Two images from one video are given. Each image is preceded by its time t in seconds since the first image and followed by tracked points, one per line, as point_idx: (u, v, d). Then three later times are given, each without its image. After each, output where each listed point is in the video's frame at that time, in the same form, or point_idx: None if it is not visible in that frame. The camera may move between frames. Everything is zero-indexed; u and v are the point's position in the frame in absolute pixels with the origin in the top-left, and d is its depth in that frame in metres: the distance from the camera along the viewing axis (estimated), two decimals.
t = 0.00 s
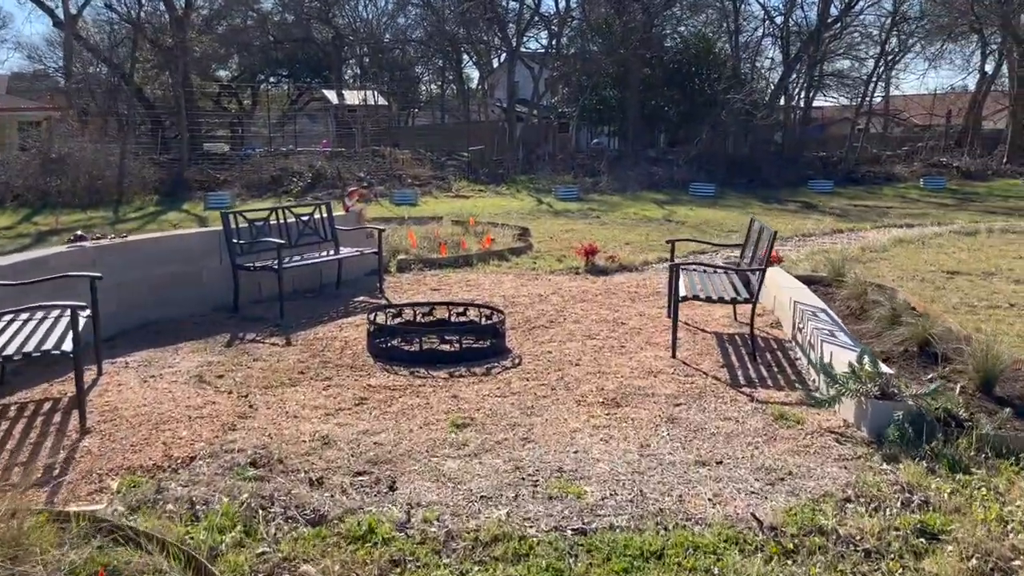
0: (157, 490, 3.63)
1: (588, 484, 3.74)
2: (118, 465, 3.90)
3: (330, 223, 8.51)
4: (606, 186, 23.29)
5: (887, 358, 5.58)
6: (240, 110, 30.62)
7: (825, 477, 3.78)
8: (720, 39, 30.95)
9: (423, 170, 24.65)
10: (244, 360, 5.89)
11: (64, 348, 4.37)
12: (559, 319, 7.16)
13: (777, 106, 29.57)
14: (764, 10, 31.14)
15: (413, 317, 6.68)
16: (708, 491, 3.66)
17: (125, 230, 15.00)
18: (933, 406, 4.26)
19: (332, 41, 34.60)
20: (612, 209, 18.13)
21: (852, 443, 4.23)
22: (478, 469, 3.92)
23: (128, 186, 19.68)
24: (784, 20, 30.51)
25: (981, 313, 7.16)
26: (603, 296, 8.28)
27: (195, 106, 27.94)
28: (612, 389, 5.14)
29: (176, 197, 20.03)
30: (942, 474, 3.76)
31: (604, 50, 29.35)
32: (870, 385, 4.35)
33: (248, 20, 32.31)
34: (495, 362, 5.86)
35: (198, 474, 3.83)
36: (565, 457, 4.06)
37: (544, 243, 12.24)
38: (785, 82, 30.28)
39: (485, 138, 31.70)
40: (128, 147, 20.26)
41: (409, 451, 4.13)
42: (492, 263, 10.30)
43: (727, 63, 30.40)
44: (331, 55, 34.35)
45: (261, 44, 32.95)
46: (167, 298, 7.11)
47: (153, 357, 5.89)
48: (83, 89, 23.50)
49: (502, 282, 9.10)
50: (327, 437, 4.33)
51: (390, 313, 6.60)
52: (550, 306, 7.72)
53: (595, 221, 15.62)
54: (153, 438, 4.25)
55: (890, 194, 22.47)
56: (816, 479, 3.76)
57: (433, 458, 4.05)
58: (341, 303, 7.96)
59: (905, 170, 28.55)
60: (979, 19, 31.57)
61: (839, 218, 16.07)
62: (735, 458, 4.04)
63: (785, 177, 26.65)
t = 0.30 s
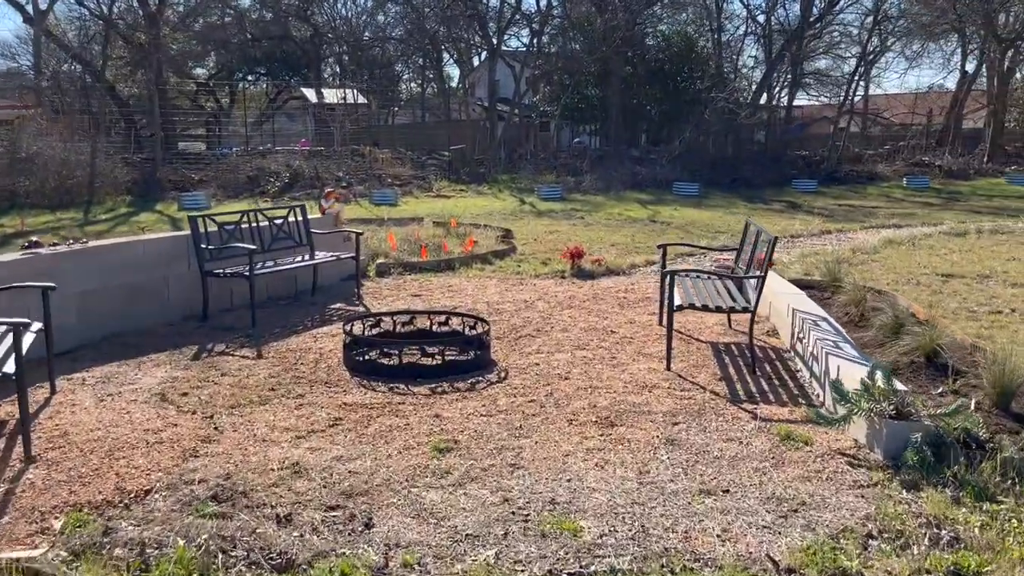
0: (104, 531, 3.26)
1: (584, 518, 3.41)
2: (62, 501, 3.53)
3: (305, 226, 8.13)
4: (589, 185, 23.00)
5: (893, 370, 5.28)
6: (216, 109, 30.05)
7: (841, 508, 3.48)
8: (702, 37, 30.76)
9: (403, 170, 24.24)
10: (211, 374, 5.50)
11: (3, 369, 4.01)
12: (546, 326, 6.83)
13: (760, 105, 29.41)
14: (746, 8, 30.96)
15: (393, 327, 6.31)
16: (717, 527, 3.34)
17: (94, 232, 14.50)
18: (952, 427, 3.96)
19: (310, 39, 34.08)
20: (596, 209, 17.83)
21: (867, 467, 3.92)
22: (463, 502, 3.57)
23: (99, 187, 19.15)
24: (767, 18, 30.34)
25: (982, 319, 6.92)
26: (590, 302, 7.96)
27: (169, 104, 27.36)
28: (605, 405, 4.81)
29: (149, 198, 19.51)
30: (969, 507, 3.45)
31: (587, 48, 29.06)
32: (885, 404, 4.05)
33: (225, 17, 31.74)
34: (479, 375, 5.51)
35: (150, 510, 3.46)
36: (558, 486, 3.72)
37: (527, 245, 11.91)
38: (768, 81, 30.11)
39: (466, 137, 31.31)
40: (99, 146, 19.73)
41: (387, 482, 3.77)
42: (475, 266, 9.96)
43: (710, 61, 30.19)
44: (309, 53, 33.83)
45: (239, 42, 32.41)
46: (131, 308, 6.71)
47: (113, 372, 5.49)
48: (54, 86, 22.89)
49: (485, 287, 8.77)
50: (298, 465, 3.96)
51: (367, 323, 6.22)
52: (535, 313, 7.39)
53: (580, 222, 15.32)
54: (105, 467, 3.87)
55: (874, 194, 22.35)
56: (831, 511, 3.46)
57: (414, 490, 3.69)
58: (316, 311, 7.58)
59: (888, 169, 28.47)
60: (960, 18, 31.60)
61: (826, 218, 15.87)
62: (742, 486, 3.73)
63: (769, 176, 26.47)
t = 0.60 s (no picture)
0: None
1: (593, 559, 3.06)
2: (8, 544, 3.16)
3: (285, 229, 7.75)
4: (578, 185, 22.67)
5: (911, 383, 4.97)
6: (198, 107, 29.54)
7: (875, 545, 3.15)
8: (690, 36, 30.50)
9: (388, 169, 23.86)
10: (183, 391, 5.12)
11: None
12: (540, 335, 6.49)
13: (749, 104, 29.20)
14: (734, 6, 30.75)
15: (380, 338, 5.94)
16: (741, 568, 3.01)
17: (68, 234, 14.03)
18: (988, 451, 3.65)
19: (294, 37, 33.58)
20: (586, 209, 17.52)
21: (897, 495, 3.61)
22: (459, 539, 3.22)
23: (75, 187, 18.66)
24: (755, 16, 30.13)
25: (995, 325, 6.62)
26: (584, 307, 7.63)
27: (149, 102, 26.83)
28: (608, 424, 4.47)
29: (127, 199, 19.04)
30: (1015, 544, 3.14)
31: (574, 46, 28.75)
32: (914, 425, 3.73)
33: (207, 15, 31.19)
34: (472, 389, 5.15)
35: (107, 553, 3.09)
36: (563, 521, 3.37)
37: (517, 248, 11.56)
38: (757, 80, 29.91)
39: (452, 136, 30.94)
40: (75, 145, 19.23)
41: (374, 517, 3.41)
42: (464, 270, 9.59)
43: (699, 59, 29.95)
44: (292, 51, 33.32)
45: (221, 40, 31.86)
46: (100, 316, 6.32)
47: (77, 390, 5.09)
48: (29, 85, 22.33)
49: (475, 292, 8.41)
50: (275, 497, 3.60)
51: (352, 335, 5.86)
52: (528, 320, 7.05)
53: (570, 222, 14.99)
54: (60, 502, 3.50)
55: (865, 193, 22.16)
56: (865, 549, 3.13)
57: (403, 525, 3.34)
58: (297, 319, 7.20)
59: (877, 168, 28.34)
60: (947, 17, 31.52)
61: (819, 218, 15.61)
62: (764, 518, 3.40)
63: (758, 175, 26.26)
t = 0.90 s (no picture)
0: None
1: None
2: None
3: (264, 231, 7.37)
4: (568, 185, 22.34)
5: (934, 396, 4.63)
6: (181, 106, 29.02)
7: None
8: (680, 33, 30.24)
9: (375, 168, 23.47)
10: (150, 409, 4.73)
11: None
12: (534, 344, 6.14)
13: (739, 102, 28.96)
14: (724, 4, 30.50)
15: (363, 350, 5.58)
16: None
17: (41, 236, 13.55)
18: None
19: (279, 35, 33.11)
20: (576, 209, 17.19)
21: (933, 527, 3.27)
22: None
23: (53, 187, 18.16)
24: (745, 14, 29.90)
25: (1010, 331, 6.32)
26: (580, 312, 7.29)
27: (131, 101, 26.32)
28: (611, 444, 4.12)
29: (106, 199, 18.56)
30: None
31: (563, 44, 28.42)
32: (951, 448, 3.38)
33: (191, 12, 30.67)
34: (463, 405, 4.78)
35: None
36: (566, 563, 3.01)
37: (508, 249, 11.20)
38: (747, 78, 29.67)
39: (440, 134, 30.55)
40: (52, 144, 18.73)
41: (355, 558, 3.04)
42: (453, 273, 9.22)
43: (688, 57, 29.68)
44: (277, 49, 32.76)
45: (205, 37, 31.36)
46: (64, 325, 5.91)
47: (34, 408, 4.69)
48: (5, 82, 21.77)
49: (465, 297, 8.06)
50: (244, 535, 3.22)
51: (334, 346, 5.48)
52: (521, 328, 6.70)
53: (561, 222, 14.66)
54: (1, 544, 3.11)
55: (858, 192, 21.95)
56: None
57: (389, 568, 2.97)
58: (277, 327, 6.81)
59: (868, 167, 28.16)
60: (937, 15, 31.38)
61: (814, 218, 15.34)
62: (790, 556, 3.05)
63: (749, 174, 26.01)
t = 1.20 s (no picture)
0: None
1: None
2: None
3: (244, 230, 6.98)
4: (560, 182, 21.97)
5: (963, 410, 4.27)
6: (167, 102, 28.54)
7: None
8: (673, 29, 29.71)
9: (364, 165, 23.06)
10: (112, 426, 4.34)
11: None
12: (529, 351, 5.78)
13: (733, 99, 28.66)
14: None
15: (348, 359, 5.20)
16: None
17: (17, 236, 13.07)
18: None
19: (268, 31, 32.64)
20: (569, 207, 16.85)
21: (981, 563, 2.92)
22: None
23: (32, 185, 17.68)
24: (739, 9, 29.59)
25: None
26: (577, 316, 6.94)
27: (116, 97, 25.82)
28: (614, 465, 3.76)
29: (88, 197, 18.10)
30: None
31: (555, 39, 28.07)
32: (997, 474, 3.02)
33: (178, 7, 30.17)
34: (453, 420, 4.40)
35: None
36: None
37: (500, 249, 10.83)
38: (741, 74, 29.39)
39: (430, 131, 30.15)
40: (32, 141, 18.23)
41: None
42: (444, 274, 8.84)
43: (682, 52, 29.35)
44: (265, 45, 32.25)
45: (193, 33, 30.89)
46: (26, 332, 5.52)
47: None
48: None
49: (456, 299, 7.69)
50: None
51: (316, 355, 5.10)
52: (514, 332, 6.33)
53: (554, 221, 14.29)
54: None
55: (854, 190, 21.67)
56: None
57: None
58: (256, 333, 6.42)
59: (862, 164, 27.91)
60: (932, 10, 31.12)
61: (813, 216, 15.03)
62: None
63: (744, 171, 25.70)
